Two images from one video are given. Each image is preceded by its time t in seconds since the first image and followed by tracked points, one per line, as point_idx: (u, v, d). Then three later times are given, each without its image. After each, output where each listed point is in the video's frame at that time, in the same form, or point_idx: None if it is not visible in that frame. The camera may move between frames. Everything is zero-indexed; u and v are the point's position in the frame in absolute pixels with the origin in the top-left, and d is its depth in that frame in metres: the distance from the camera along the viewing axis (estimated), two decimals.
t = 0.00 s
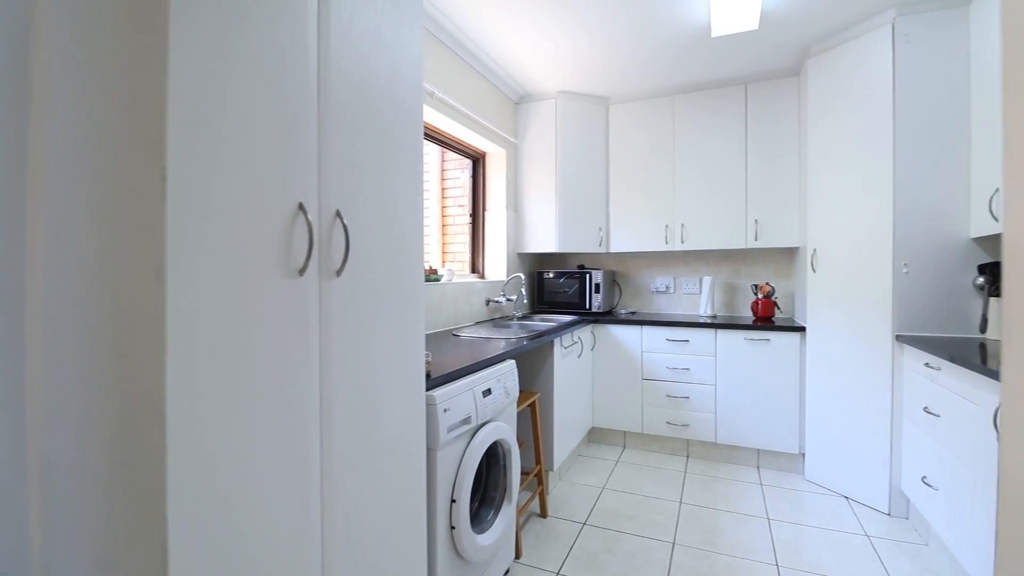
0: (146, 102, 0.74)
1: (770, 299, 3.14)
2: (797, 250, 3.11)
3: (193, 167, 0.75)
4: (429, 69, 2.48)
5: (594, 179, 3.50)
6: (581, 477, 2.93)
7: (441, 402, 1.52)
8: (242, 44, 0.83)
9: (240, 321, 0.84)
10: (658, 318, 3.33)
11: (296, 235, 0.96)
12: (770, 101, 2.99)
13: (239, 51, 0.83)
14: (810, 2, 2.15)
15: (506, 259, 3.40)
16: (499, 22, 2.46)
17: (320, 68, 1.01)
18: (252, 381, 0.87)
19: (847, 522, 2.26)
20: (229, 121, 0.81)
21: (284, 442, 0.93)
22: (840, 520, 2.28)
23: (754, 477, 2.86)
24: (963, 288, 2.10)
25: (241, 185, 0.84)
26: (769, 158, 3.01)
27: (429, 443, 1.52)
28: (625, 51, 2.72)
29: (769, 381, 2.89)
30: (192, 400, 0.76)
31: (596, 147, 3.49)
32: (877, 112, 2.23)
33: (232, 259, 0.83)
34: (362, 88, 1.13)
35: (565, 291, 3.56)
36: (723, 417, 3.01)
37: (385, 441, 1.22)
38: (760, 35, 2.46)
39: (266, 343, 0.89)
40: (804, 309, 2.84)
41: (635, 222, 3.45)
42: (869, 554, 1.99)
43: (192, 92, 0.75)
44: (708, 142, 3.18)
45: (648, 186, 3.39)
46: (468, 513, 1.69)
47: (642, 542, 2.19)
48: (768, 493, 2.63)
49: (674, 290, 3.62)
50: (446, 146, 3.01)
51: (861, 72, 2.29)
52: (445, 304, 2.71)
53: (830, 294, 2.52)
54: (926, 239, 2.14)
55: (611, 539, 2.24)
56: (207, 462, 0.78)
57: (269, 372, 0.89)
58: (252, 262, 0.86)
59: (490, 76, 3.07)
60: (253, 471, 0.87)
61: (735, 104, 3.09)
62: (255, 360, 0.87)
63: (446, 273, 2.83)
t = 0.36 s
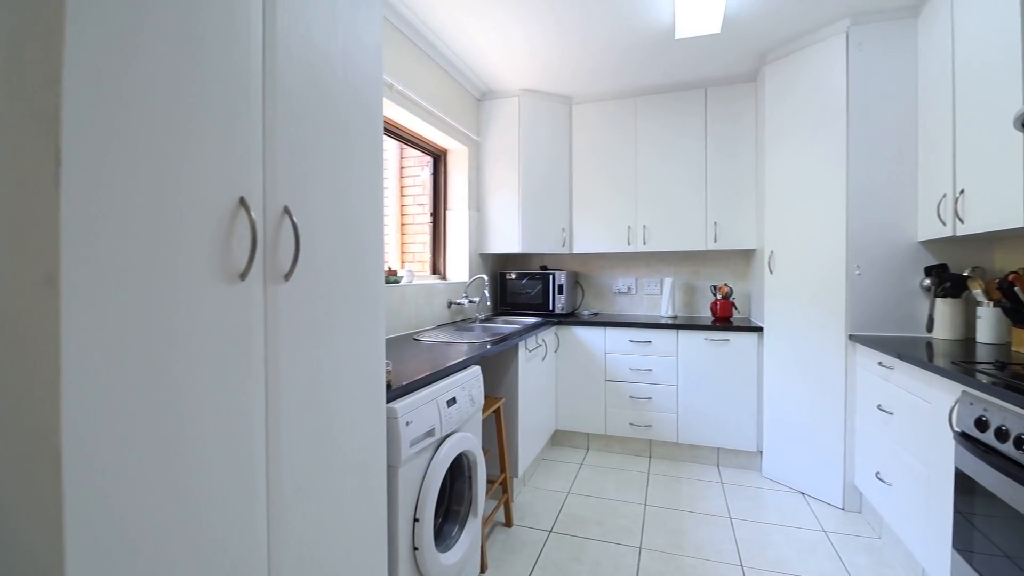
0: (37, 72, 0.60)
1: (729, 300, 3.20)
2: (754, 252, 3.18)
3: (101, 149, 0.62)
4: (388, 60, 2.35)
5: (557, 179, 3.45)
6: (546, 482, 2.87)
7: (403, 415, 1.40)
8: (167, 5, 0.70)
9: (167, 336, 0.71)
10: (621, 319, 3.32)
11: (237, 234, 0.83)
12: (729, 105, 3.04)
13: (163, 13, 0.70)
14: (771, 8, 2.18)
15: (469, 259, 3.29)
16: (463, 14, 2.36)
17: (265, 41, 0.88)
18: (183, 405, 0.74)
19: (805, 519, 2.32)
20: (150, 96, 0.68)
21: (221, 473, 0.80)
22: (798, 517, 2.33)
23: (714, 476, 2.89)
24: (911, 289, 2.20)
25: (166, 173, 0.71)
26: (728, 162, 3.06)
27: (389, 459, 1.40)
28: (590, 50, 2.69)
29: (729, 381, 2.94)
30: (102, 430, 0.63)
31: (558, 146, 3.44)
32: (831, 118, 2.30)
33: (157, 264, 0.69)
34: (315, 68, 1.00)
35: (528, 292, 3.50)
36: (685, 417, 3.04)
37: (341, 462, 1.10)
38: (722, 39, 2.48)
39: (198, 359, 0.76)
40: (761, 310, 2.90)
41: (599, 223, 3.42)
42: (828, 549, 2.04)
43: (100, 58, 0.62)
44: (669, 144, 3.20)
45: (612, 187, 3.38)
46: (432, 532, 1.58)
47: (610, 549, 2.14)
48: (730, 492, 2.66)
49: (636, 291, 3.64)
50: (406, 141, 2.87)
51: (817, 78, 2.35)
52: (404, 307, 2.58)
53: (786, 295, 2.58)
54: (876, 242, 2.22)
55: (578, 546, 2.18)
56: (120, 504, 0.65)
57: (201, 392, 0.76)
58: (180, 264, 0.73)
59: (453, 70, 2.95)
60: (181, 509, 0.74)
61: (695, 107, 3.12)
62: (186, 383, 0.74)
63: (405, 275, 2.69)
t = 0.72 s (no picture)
0: None
1: (689, 299, 3.25)
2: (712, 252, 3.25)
3: None
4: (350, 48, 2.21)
5: (521, 177, 3.40)
6: (511, 486, 2.79)
7: (368, 426, 1.29)
8: None
9: (83, 346, 0.59)
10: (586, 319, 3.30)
11: (177, 225, 0.71)
12: (689, 108, 3.09)
13: None
14: (735, 12, 2.21)
15: (431, 259, 3.18)
16: (430, 6, 2.26)
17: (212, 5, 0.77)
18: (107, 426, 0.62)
19: (766, 513, 2.37)
20: (65, 57, 0.56)
21: (158, 505, 0.68)
22: (760, 511, 2.38)
23: (677, 473, 2.93)
24: (861, 288, 2.29)
25: (86, 152, 0.59)
26: (688, 164, 3.10)
27: (352, 474, 1.28)
28: (557, 47, 2.64)
29: (691, 379, 2.98)
30: None
31: (522, 144, 3.38)
32: (789, 122, 2.36)
33: (67, 258, 0.57)
34: (270, 42, 0.89)
35: (492, 293, 3.42)
36: (648, 416, 3.05)
37: (299, 482, 0.99)
38: (687, 41, 2.50)
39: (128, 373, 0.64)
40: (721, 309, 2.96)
41: (563, 222, 3.40)
42: (790, 543, 2.08)
43: None
44: (632, 145, 3.22)
45: (575, 186, 3.36)
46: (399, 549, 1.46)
47: (579, 553, 2.09)
48: (694, 489, 2.70)
49: (599, 291, 3.64)
50: (365, 135, 2.72)
51: (776, 83, 2.42)
52: (364, 308, 2.44)
53: (746, 294, 2.64)
54: (831, 243, 2.30)
55: (548, 551, 2.13)
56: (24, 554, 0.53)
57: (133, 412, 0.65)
58: (104, 259, 0.61)
59: (415, 62, 2.83)
60: (108, 553, 0.61)
61: (657, 109, 3.15)
62: (108, 400, 0.62)
63: (365, 275, 2.55)
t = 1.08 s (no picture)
0: None
1: (650, 298, 3.29)
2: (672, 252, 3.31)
3: None
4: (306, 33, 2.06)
5: (484, 174, 3.32)
6: (476, 490, 2.71)
7: (330, 437, 1.19)
8: None
9: None
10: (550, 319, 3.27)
11: (108, 211, 0.61)
12: (650, 110, 3.13)
13: None
14: (697, 15, 2.24)
15: (391, 258, 3.06)
16: None
17: None
18: (6, 452, 0.51)
19: (726, 507, 2.43)
20: None
21: (86, 540, 0.58)
22: (720, 506, 2.44)
23: (640, 471, 2.95)
24: (814, 286, 2.39)
25: None
26: (649, 165, 3.14)
27: (313, 490, 1.18)
28: (521, 43, 2.59)
29: (652, 377, 3.01)
30: None
31: (485, 141, 3.31)
32: (746, 125, 2.43)
33: None
34: (221, 8, 0.79)
35: (454, 293, 3.34)
36: (611, 415, 3.07)
37: (255, 502, 0.89)
38: (649, 43, 2.52)
39: (43, 386, 0.54)
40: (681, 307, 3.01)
41: (526, 221, 3.36)
42: (751, 535, 2.13)
43: None
44: (595, 145, 3.22)
45: (538, 185, 3.32)
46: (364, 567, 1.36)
47: (548, 557, 2.05)
48: (657, 486, 2.72)
49: (562, 290, 3.63)
50: (321, 128, 2.57)
51: (735, 87, 2.48)
52: (320, 309, 2.30)
53: (705, 293, 2.70)
54: (786, 243, 2.39)
55: (515, 556, 2.07)
56: None
57: (52, 431, 0.54)
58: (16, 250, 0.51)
59: (375, 53, 2.71)
60: None
61: (619, 110, 3.17)
62: (11, 421, 0.51)
63: (321, 274, 2.41)
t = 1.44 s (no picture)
0: None
1: (612, 297, 3.30)
2: (633, 251, 3.34)
3: None
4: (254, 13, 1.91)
5: (446, 170, 3.22)
6: (437, 497, 2.62)
7: (283, 451, 1.08)
8: None
9: None
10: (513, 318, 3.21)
11: (5, 192, 0.51)
12: (612, 111, 3.14)
13: None
14: (660, 15, 2.26)
15: (348, 256, 2.92)
16: None
17: None
18: None
19: (688, 503, 2.46)
20: None
21: None
22: (682, 502, 2.47)
23: (603, 470, 2.95)
24: (770, 285, 2.47)
25: None
26: (611, 165, 3.15)
27: (263, 509, 1.07)
28: (484, 37, 2.53)
29: (615, 376, 3.02)
30: None
31: (446, 136, 3.21)
32: (707, 126, 2.48)
33: None
34: None
35: (413, 292, 3.22)
36: (575, 414, 3.05)
37: (198, 529, 0.78)
38: (613, 41, 2.51)
39: None
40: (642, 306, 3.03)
41: (488, 219, 3.28)
42: (713, 530, 2.17)
43: None
44: (557, 143, 3.20)
45: (500, 182, 3.26)
46: None
47: (514, 563, 1.99)
48: (621, 484, 2.73)
49: (524, 289, 3.58)
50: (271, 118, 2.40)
51: (695, 89, 2.53)
52: (270, 310, 2.14)
53: (666, 291, 2.73)
54: (744, 242, 2.45)
55: (481, 564, 2.00)
56: None
57: None
58: None
59: (330, 40, 2.56)
60: None
61: (581, 109, 3.16)
62: None
63: (272, 272, 2.25)
